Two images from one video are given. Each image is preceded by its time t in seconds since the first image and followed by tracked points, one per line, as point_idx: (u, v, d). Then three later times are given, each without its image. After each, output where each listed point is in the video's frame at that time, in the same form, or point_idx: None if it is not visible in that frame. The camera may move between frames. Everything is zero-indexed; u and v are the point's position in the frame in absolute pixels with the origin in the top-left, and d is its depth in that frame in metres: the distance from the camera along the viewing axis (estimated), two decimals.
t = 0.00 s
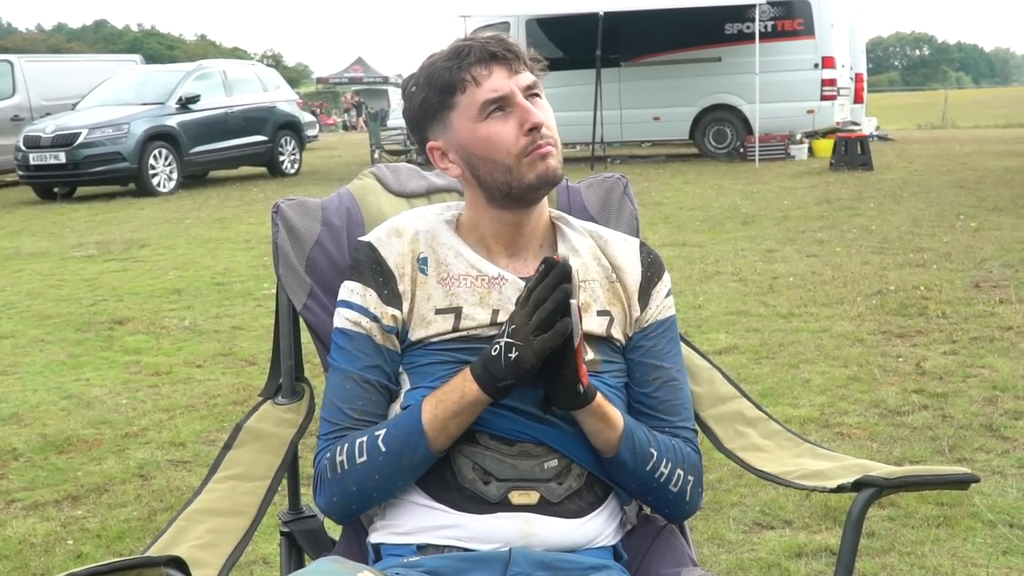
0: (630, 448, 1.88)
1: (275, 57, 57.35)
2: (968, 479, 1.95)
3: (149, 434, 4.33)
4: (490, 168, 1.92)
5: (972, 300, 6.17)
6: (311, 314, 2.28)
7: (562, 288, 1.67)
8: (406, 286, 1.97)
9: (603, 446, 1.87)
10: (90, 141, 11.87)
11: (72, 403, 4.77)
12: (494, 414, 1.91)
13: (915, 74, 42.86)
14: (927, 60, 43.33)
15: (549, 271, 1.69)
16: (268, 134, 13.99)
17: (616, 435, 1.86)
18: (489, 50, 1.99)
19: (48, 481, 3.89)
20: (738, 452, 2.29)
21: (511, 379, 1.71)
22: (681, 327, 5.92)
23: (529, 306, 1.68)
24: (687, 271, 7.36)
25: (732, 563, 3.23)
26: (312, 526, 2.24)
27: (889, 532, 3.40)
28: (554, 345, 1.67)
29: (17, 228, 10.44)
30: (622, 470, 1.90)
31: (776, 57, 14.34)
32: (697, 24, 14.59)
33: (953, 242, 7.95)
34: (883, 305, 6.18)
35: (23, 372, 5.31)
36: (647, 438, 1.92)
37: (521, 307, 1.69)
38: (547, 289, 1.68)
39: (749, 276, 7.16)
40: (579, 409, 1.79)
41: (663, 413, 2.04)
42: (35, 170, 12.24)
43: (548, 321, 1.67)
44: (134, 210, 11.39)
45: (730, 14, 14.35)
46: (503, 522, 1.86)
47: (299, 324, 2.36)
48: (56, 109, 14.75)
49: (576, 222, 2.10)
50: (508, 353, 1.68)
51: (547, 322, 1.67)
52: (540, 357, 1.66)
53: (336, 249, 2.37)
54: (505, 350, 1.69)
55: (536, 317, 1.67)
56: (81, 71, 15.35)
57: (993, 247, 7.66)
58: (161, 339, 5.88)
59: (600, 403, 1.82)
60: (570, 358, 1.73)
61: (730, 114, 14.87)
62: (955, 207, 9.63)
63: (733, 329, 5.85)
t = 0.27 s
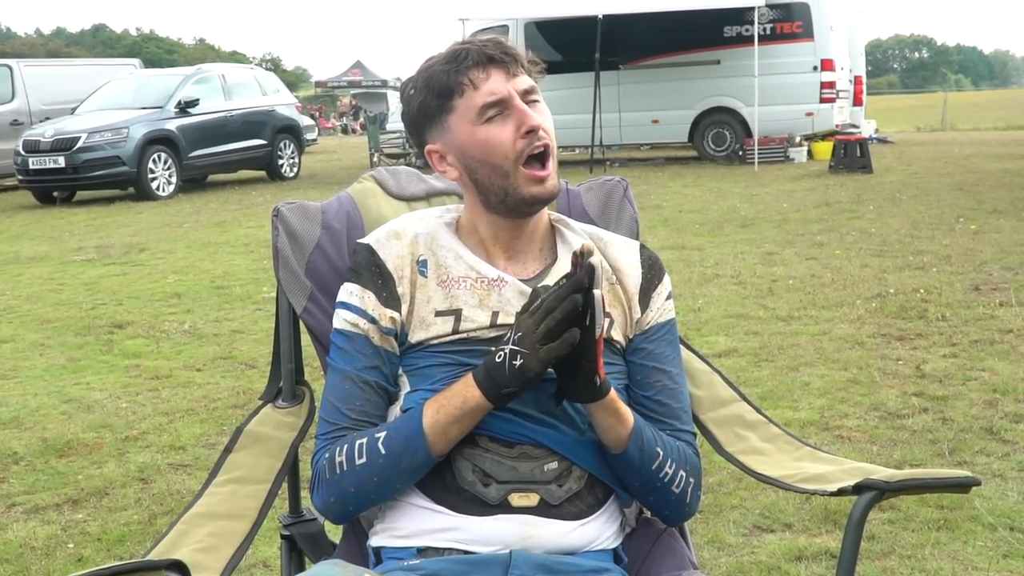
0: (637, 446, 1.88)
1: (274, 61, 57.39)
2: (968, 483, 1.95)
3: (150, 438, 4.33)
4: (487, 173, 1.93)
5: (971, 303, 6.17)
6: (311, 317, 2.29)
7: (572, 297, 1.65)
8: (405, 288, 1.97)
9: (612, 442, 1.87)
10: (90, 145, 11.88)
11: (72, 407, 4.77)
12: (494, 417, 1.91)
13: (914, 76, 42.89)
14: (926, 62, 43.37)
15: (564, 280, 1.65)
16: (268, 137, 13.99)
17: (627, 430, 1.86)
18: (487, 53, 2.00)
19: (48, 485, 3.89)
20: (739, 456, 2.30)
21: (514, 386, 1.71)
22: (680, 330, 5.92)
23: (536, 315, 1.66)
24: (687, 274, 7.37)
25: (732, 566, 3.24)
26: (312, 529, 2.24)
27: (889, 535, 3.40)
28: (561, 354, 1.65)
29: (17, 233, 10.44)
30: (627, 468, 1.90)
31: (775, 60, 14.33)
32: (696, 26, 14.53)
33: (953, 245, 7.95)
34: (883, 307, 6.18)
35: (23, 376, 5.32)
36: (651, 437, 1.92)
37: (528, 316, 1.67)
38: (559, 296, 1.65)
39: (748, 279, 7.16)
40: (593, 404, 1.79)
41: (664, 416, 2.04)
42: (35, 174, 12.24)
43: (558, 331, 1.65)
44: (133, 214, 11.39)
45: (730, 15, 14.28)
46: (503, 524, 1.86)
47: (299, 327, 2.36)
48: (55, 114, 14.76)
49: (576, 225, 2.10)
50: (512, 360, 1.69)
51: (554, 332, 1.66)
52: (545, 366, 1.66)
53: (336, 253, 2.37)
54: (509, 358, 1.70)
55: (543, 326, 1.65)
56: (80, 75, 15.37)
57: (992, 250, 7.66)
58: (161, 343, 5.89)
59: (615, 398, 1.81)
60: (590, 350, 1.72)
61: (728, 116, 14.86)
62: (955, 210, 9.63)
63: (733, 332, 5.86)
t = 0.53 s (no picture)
0: (629, 458, 1.89)
1: (279, 63, 57.48)
2: (973, 485, 1.95)
3: (154, 439, 4.34)
4: (480, 177, 1.94)
5: (976, 305, 6.17)
6: (315, 319, 2.29)
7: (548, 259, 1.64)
8: (412, 290, 1.97)
9: (602, 458, 1.88)
10: (94, 146, 11.90)
11: (76, 408, 4.78)
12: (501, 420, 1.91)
13: (919, 79, 42.88)
14: (930, 64, 43.35)
15: (531, 248, 1.65)
16: (272, 139, 14.00)
17: (615, 446, 1.87)
18: (485, 56, 1.99)
19: (52, 486, 3.89)
20: (744, 456, 2.29)
21: (511, 361, 1.69)
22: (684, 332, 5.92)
23: (517, 285, 1.65)
24: (690, 276, 7.37)
25: (736, 568, 3.23)
26: (317, 530, 2.24)
27: (893, 537, 3.40)
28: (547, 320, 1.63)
29: (21, 234, 10.46)
30: (625, 477, 1.90)
31: (779, 62, 14.33)
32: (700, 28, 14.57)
33: (957, 247, 7.95)
34: (887, 309, 6.18)
35: (27, 378, 5.32)
36: (647, 445, 1.92)
37: (510, 286, 1.66)
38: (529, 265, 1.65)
39: (753, 280, 7.16)
40: (571, 424, 1.81)
41: (670, 418, 2.04)
42: (40, 176, 12.26)
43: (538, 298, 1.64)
44: (137, 216, 11.41)
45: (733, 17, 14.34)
46: (506, 526, 1.86)
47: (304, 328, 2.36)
48: (59, 115, 14.78)
49: (581, 228, 2.10)
50: (502, 337, 1.67)
51: (537, 299, 1.65)
52: (535, 334, 1.65)
53: (341, 255, 2.37)
54: (499, 333, 1.68)
55: (526, 293, 1.65)
56: (85, 77, 15.39)
57: (997, 252, 7.66)
58: (165, 344, 5.89)
59: (594, 415, 1.83)
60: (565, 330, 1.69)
61: (732, 118, 14.86)
62: (959, 212, 9.62)
63: (737, 334, 5.85)
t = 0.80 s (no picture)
0: (635, 447, 1.88)
1: (281, 63, 57.53)
2: (974, 483, 1.95)
3: (157, 439, 4.34)
4: (474, 176, 1.94)
5: (978, 304, 6.16)
6: (318, 318, 2.29)
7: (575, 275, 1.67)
8: (414, 290, 1.98)
9: (607, 444, 1.87)
10: (97, 146, 11.92)
11: (79, 408, 4.78)
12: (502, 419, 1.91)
13: (921, 78, 42.86)
14: (933, 64, 43.34)
15: (559, 261, 1.68)
16: (274, 139, 14.01)
17: (622, 433, 1.86)
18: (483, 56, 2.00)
19: (55, 486, 3.90)
20: (744, 457, 2.29)
21: (527, 372, 1.70)
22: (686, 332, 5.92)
23: (542, 297, 1.68)
24: (693, 276, 7.37)
25: (739, 567, 3.23)
26: (320, 530, 2.24)
27: (895, 536, 3.40)
28: (569, 332, 1.66)
29: (24, 234, 10.47)
30: (630, 469, 1.90)
31: (782, 62, 14.33)
32: (702, 28, 14.55)
33: (960, 246, 7.94)
34: (889, 309, 6.18)
35: (30, 378, 5.33)
36: (653, 438, 1.92)
37: (534, 299, 1.69)
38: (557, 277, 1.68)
39: (755, 280, 7.16)
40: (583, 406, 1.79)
41: (670, 416, 2.04)
42: (42, 176, 12.27)
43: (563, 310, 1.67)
44: (139, 216, 11.42)
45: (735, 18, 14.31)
46: (509, 525, 1.86)
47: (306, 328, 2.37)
48: (62, 115, 14.79)
49: (582, 227, 2.11)
50: (522, 346, 1.68)
51: (561, 311, 1.67)
52: (554, 346, 1.67)
53: (344, 255, 2.37)
54: (519, 344, 1.69)
55: (551, 305, 1.67)
56: (87, 77, 15.40)
57: (999, 252, 7.65)
58: (168, 344, 5.90)
59: (605, 400, 1.82)
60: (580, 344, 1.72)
61: (734, 118, 14.89)
62: (962, 212, 9.62)
63: (739, 334, 5.86)
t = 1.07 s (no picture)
0: (641, 445, 1.87)
1: (283, 62, 57.56)
2: (978, 483, 1.94)
3: (159, 438, 4.34)
4: (476, 176, 1.94)
5: (980, 304, 6.15)
6: (321, 318, 2.29)
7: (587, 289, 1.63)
8: (417, 290, 1.97)
9: (614, 441, 1.86)
10: (99, 146, 11.92)
11: (81, 408, 4.78)
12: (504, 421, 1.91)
13: (923, 78, 42.84)
14: (935, 63, 43.33)
15: (570, 274, 1.65)
16: (276, 139, 14.01)
17: (630, 429, 1.85)
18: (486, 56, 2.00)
19: (58, 485, 3.90)
20: (746, 457, 2.29)
21: (532, 381, 1.69)
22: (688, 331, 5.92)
23: (550, 309, 1.65)
24: (695, 275, 7.36)
25: (741, 567, 3.23)
26: (322, 530, 2.24)
27: (898, 537, 3.39)
28: (575, 346, 1.64)
29: (26, 234, 10.47)
30: (635, 466, 1.89)
31: (784, 61, 14.32)
32: (704, 27, 14.53)
33: (962, 246, 7.93)
34: (891, 309, 6.17)
35: (32, 377, 5.34)
36: (658, 436, 1.91)
37: (540, 310, 1.65)
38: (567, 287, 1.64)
39: (757, 280, 7.15)
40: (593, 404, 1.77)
41: (672, 417, 2.04)
42: (44, 175, 12.27)
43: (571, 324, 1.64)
44: (141, 215, 11.42)
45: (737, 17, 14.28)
46: (511, 526, 1.86)
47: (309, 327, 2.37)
48: (64, 114, 14.79)
49: (584, 226, 2.10)
50: (528, 355, 1.67)
51: (569, 324, 1.64)
52: (560, 358, 1.65)
53: (347, 255, 2.37)
54: (524, 353, 1.67)
55: (559, 319, 1.64)
56: (89, 76, 15.41)
57: (1002, 251, 7.64)
58: (170, 344, 5.90)
59: (613, 398, 1.80)
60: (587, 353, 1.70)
61: (736, 118, 14.88)
62: (964, 212, 9.61)
63: (741, 333, 5.85)
